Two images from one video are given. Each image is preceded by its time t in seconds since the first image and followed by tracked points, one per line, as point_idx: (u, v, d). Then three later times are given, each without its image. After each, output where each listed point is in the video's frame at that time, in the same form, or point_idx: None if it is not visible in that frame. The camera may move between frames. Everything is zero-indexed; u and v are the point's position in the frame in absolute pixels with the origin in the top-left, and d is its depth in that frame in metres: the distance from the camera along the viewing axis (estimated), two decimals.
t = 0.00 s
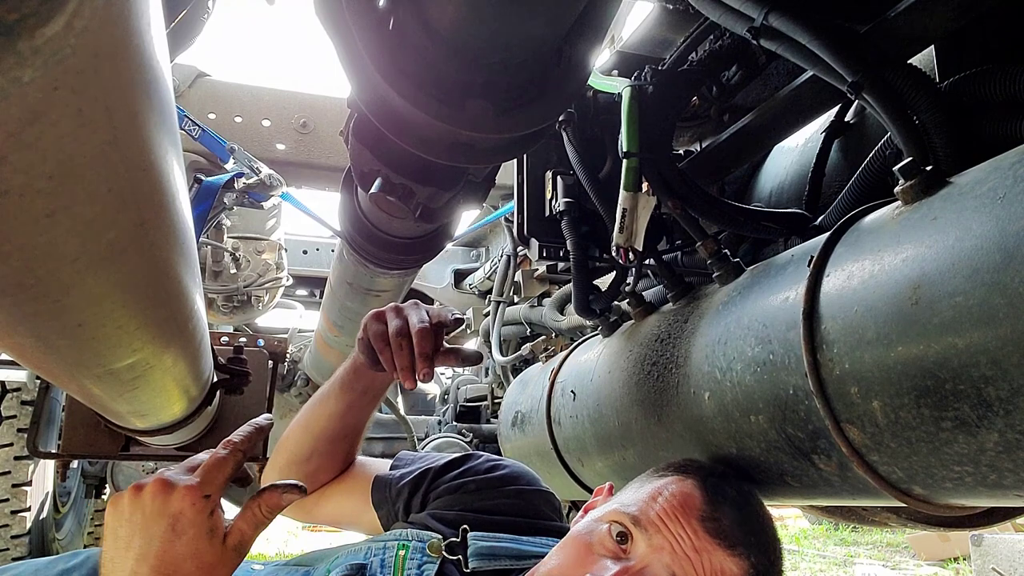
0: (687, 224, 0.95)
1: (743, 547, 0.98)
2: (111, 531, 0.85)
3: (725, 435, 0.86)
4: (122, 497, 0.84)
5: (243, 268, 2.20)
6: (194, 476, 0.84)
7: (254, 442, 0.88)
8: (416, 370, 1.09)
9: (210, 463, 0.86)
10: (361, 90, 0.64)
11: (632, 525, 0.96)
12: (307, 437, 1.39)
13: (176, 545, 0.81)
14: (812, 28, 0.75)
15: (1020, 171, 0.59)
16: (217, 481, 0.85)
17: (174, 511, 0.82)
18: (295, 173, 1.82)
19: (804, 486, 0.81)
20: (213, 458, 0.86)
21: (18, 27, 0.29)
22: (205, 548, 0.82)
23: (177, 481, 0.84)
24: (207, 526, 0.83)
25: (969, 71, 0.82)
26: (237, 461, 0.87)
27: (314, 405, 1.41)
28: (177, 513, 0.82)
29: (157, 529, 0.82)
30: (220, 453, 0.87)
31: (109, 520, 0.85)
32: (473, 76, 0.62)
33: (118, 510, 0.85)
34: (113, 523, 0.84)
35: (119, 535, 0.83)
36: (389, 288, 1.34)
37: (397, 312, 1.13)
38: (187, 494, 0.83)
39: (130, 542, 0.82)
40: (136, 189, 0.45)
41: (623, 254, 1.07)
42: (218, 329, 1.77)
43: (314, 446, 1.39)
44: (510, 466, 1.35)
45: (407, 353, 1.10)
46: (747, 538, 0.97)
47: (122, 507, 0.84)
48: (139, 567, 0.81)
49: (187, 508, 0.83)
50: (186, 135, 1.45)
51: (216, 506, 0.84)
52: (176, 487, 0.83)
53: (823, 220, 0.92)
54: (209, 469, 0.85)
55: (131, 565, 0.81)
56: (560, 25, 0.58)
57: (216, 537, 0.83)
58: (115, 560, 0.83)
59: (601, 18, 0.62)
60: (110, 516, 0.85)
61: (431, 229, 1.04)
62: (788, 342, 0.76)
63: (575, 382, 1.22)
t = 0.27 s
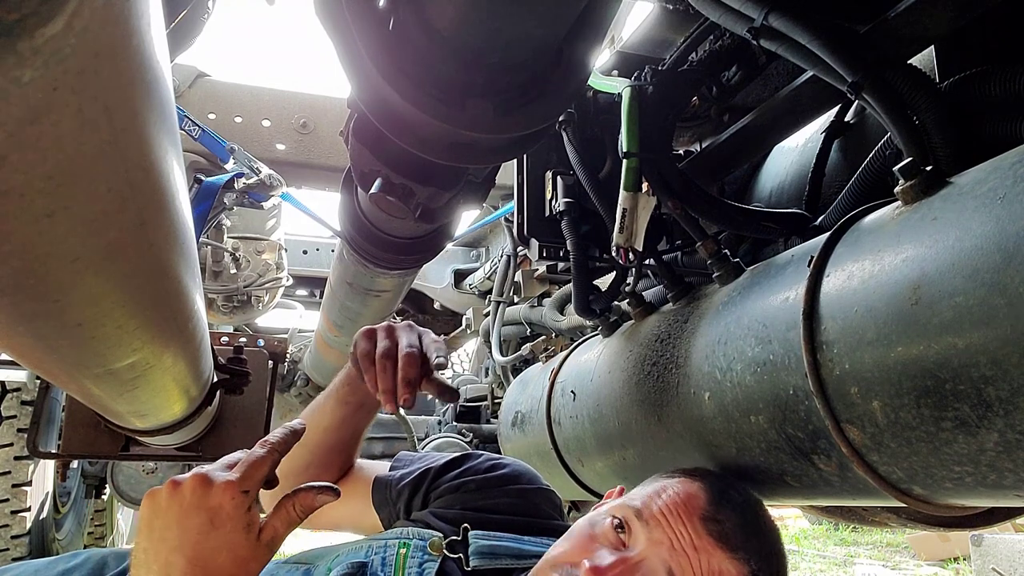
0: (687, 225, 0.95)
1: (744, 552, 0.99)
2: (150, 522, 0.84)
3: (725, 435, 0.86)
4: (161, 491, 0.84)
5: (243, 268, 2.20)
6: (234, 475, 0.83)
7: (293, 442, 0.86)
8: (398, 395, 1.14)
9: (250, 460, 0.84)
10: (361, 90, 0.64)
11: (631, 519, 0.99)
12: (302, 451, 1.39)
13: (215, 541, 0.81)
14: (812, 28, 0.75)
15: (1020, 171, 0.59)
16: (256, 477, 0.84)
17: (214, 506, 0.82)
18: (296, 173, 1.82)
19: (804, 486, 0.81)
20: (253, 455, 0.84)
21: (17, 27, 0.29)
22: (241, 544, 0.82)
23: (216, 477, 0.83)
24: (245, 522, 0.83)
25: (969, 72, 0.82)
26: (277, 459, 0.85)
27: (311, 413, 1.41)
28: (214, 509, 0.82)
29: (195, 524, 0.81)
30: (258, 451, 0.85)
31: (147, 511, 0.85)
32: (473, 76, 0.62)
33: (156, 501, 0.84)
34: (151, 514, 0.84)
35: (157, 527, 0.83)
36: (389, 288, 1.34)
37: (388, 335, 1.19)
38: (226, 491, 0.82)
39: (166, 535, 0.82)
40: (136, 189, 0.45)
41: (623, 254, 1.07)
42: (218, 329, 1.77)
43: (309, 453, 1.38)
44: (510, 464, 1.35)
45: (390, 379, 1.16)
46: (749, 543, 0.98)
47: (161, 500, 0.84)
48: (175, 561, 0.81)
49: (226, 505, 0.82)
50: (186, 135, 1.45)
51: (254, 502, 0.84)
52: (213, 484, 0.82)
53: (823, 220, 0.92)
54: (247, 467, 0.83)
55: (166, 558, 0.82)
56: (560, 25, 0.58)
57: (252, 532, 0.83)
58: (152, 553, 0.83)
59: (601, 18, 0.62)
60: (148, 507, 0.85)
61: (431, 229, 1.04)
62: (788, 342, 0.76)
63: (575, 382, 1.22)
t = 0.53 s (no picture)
0: (688, 225, 0.95)
1: None
2: (161, 524, 0.83)
3: (725, 435, 0.86)
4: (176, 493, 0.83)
5: (243, 268, 2.20)
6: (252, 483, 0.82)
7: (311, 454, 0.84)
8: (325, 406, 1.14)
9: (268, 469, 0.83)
10: (361, 90, 0.64)
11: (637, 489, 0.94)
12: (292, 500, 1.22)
13: (227, 547, 0.80)
14: (812, 28, 0.75)
15: (1021, 171, 0.58)
16: (273, 486, 0.82)
17: (228, 512, 0.81)
18: (296, 173, 1.82)
19: (804, 486, 0.81)
20: (271, 465, 0.83)
21: (17, 26, 0.29)
22: (252, 551, 0.81)
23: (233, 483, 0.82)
24: (258, 529, 0.82)
25: (969, 72, 0.82)
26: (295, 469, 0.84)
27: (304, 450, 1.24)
28: (229, 513, 0.81)
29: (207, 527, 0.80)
30: (276, 462, 0.83)
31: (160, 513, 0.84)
32: (473, 76, 0.62)
33: (169, 503, 0.83)
34: (163, 515, 0.83)
35: (169, 527, 0.82)
36: (389, 288, 1.34)
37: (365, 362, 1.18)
38: (241, 496, 0.81)
39: (177, 536, 0.81)
40: (136, 189, 0.45)
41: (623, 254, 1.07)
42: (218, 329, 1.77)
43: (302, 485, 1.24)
44: (511, 467, 1.34)
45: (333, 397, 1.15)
46: (753, 575, 0.88)
47: (174, 501, 0.82)
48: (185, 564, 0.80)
49: (241, 509, 0.81)
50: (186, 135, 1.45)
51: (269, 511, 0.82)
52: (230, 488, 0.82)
53: (823, 220, 0.92)
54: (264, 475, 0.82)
55: (177, 560, 0.81)
56: (561, 25, 0.58)
57: (264, 541, 0.82)
58: (161, 555, 0.82)
59: (601, 18, 0.62)
60: (160, 508, 0.84)
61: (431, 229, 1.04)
62: (788, 342, 0.76)
63: (575, 382, 1.22)
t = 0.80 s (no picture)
0: (687, 225, 0.95)
1: None
2: (162, 521, 0.82)
3: (725, 436, 0.86)
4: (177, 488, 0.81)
5: (243, 268, 2.20)
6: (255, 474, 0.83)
7: (309, 441, 0.85)
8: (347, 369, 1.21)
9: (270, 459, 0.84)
10: (361, 90, 0.63)
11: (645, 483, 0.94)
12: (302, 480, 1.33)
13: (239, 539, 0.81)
14: (812, 28, 0.75)
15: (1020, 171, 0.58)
16: (277, 476, 0.84)
17: (235, 504, 0.81)
18: (296, 173, 1.82)
19: (804, 486, 0.81)
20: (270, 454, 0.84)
21: (17, 26, 0.29)
22: (262, 542, 0.83)
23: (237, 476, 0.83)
24: (266, 520, 0.83)
25: (969, 72, 0.82)
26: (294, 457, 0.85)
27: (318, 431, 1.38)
28: (236, 506, 0.81)
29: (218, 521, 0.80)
30: (275, 451, 0.84)
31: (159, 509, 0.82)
32: (473, 76, 0.62)
33: (170, 500, 0.82)
34: (163, 512, 0.82)
35: (172, 523, 0.81)
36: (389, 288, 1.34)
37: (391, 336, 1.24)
38: (249, 488, 0.82)
39: (182, 534, 0.80)
40: (136, 190, 0.45)
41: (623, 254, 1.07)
42: (218, 330, 1.77)
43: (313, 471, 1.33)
44: (518, 470, 1.34)
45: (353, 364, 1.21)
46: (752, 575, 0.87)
47: (176, 496, 0.81)
48: (194, 559, 0.80)
49: (248, 502, 0.82)
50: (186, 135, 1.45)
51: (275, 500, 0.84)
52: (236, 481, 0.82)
53: (823, 220, 0.92)
54: (269, 465, 0.84)
55: (185, 557, 0.80)
56: (561, 25, 0.58)
57: (273, 530, 0.84)
58: (166, 551, 0.81)
59: (601, 18, 0.62)
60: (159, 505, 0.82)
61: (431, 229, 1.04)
62: (788, 342, 0.76)
63: (575, 382, 1.22)
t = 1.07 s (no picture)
0: (687, 225, 0.95)
1: None
2: (179, 532, 0.83)
3: (725, 436, 0.86)
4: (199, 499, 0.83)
5: (243, 268, 2.20)
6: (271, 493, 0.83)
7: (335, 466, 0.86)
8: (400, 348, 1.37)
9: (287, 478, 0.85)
10: (361, 90, 0.63)
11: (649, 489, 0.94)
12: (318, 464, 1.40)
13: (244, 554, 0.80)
14: (812, 28, 0.75)
15: (1020, 171, 0.58)
16: (294, 500, 0.83)
17: (245, 522, 0.81)
18: (296, 173, 1.82)
19: (804, 486, 0.81)
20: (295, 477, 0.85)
21: (17, 26, 0.29)
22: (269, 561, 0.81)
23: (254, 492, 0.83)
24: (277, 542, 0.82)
25: (969, 72, 0.82)
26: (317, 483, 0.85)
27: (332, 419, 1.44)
28: (247, 524, 0.81)
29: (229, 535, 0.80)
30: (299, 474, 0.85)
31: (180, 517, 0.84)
32: (473, 76, 0.62)
33: (191, 507, 0.83)
34: (183, 524, 0.83)
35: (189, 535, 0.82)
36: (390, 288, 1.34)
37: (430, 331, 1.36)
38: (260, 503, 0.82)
39: (195, 544, 0.81)
40: (135, 189, 0.45)
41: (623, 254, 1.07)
42: (218, 330, 1.77)
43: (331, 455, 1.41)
44: (526, 473, 1.34)
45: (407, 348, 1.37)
46: None
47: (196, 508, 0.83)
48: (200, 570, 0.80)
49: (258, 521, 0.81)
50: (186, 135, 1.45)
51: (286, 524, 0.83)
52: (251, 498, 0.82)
53: (823, 220, 0.92)
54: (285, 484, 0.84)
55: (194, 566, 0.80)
56: (561, 25, 0.58)
57: (279, 556, 0.82)
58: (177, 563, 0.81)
59: (601, 18, 0.62)
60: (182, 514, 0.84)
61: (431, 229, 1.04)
62: (788, 342, 0.76)
63: (575, 382, 1.22)
